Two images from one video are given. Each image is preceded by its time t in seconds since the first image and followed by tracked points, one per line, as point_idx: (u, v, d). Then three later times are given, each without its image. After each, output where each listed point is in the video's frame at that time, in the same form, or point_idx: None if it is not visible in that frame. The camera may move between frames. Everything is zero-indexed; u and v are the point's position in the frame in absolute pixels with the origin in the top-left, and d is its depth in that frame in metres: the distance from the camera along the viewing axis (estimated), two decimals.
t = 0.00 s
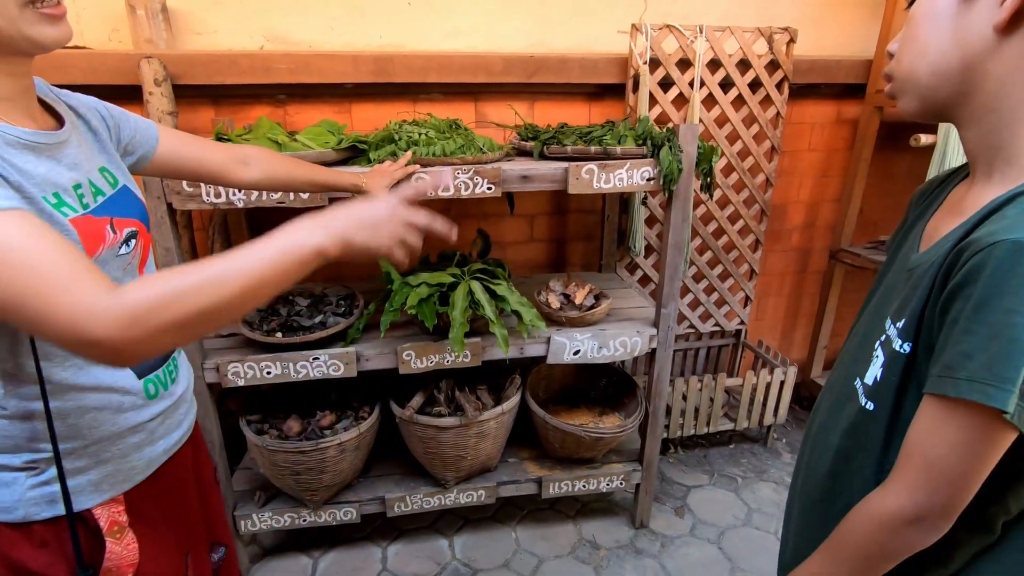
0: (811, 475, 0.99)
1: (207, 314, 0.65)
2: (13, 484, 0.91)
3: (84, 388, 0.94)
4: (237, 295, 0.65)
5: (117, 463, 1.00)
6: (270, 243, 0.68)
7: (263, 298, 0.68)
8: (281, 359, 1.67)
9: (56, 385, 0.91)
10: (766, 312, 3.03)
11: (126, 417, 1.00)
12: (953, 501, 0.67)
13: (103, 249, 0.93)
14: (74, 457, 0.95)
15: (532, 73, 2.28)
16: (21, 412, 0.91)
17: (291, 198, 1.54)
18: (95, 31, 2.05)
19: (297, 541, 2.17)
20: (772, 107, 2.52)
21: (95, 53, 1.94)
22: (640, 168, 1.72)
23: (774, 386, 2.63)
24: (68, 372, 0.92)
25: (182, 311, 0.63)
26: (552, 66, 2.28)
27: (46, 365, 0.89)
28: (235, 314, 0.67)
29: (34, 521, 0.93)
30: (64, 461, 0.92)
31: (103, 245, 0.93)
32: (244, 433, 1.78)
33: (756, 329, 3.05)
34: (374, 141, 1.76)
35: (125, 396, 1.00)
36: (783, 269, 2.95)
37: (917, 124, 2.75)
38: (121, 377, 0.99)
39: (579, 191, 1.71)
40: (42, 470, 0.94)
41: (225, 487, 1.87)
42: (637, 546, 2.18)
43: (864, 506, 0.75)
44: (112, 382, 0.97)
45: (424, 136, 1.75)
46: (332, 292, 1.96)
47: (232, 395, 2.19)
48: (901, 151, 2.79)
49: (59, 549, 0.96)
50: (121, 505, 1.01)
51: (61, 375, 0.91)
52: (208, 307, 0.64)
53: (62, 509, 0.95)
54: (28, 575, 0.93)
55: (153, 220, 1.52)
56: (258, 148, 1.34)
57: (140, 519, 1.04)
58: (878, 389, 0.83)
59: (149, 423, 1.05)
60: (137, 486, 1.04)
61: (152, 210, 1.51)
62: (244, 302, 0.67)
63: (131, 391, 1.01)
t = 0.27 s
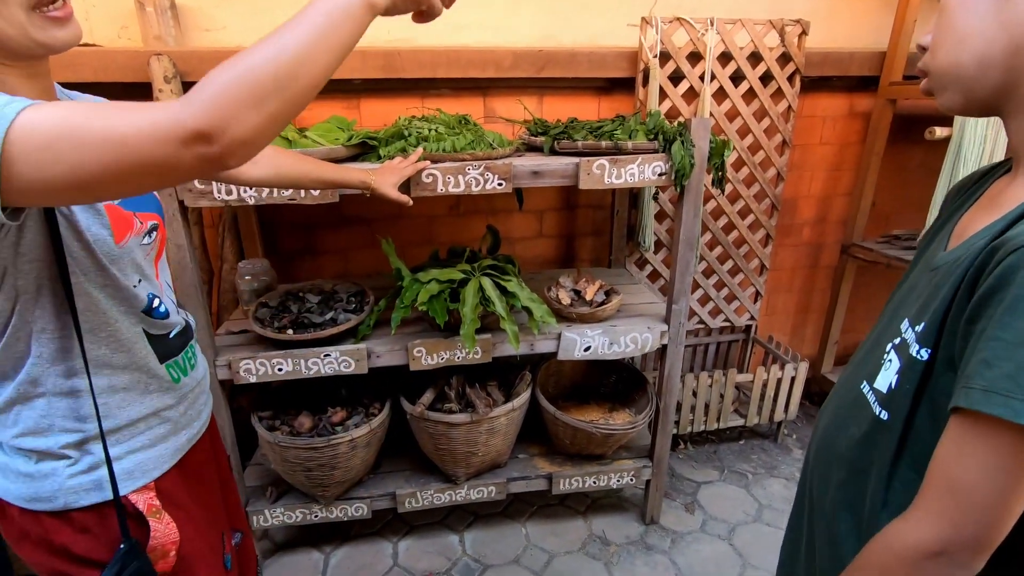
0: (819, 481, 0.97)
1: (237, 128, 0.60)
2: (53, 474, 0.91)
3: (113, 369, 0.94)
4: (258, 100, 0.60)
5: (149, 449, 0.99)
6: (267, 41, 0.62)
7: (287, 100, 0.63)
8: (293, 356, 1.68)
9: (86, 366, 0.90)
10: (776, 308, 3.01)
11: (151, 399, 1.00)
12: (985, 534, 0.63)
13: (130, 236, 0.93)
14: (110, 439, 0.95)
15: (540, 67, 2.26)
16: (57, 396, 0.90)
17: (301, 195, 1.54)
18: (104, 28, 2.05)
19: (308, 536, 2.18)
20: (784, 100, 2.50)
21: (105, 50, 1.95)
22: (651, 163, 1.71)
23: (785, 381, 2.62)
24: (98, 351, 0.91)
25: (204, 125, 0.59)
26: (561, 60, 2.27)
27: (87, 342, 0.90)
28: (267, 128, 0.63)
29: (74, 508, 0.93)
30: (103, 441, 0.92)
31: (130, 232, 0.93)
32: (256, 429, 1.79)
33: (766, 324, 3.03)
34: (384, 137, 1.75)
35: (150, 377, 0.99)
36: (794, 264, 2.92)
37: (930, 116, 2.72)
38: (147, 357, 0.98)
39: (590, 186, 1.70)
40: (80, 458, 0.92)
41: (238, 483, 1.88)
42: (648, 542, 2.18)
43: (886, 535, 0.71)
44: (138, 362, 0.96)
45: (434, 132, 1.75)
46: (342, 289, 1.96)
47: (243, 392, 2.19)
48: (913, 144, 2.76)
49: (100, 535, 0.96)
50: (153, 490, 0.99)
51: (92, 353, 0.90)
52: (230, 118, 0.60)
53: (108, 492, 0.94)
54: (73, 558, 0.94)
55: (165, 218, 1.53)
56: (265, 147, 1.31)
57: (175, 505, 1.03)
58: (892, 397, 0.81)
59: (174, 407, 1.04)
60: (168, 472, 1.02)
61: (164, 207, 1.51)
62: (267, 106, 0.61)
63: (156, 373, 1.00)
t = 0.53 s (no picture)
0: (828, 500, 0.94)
1: (230, 77, 0.61)
2: (50, 478, 0.90)
3: (110, 365, 0.95)
4: (253, 51, 0.61)
5: (146, 450, 1.00)
6: None
7: (284, 55, 0.63)
8: (298, 352, 1.67)
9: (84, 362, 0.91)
10: (783, 305, 2.99)
11: (147, 395, 1.01)
12: None
13: (122, 231, 0.94)
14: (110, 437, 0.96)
15: (546, 63, 2.25)
16: (50, 392, 0.89)
17: (307, 191, 1.53)
18: (109, 23, 2.04)
19: (314, 532, 2.18)
20: (792, 96, 2.47)
21: (110, 46, 1.94)
22: (658, 159, 1.70)
23: (791, 379, 2.60)
24: (95, 346, 0.92)
25: (199, 75, 0.59)
26: (567, 55, 2.25)
27: (83, 334, 0.90)
28: (262, 82, 0.63)
29: (71, 509, 0.92)
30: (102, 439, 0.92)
31: (123, 227, 0.94)
32: (262, 425, 1.79)
33: (773, 321, 3.01)
34: (390, 132, 1.75)
35: (145, 372, 1.00)
36: (801, 261, 2.90)
37: (941, 112, 2.68)
38: (143, 353, 0.99)
39: (596, 182, 1.69)
40: (75, 461, 0.92)
41: (244, 479, 1.88)
42: (653, 539, 2.17)
43: None
44: (134, 358, 0.97)
45: (439, 128, 1.74)
46: (348, 285, 1.96)
47: (248, 388, 2.20)
48: (923, 140, 2.73)
49: (96, 539, 0.95)
50: (151, 494, 1.00)
51: (90, 348, 0.91)
52: (225, 69, 0.60)
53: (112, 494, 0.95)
54: (68, 563, 0.93)
55: (171, 214, 1.53)
56: (257, 132, 1.31)
57: (170, 504, 1.03)
58: (909, 421, 0.76)
59: (170, 405, 1.05)
60: (166, 475, 1.03)
61: (170, 203, 1.51)
62: (262, 59, 0.61)
63: (152, 369, 1.01)
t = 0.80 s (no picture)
0: (840, 522, 0.92)
1: (183, 77, 0.53)
2: None
3: (48, 380, 0.81)
4: (205, 46, 0.52)
5: (87, 477, 0.87)
6: None
7: (241, 50, 0.55)
8: (301, 348, 1.68)
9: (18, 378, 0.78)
10: (787, 303, 2.98)
11: (93, 416, 0.88)
12: None
13: (75, 235, 0.80)
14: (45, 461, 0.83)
15: (551, 58, 2.24)
16: None
17: (310, 186, 1.53)
18: (113, 18, 2.04)
19: (316, 527, 2.19)
20: (798, 93, 2.46)
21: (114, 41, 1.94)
22: (663, 155, 1.69)
23: (795, 378, 2.59)
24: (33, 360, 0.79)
25: (144, 72, 0.51)
26: (572, 51, 2.24)
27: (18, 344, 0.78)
28: (218, 80, 0.55)
29: None
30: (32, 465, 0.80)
31: (76, 231, 0.80)
32: (265, 420, 1.80)
33: (776, 319, 3.01)
34: (393, 128, 1.74)
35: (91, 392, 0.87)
36: (806, 259, 2.89)
37: (947, 109, 2.67)
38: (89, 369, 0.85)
39: (600, 179, 1.69)
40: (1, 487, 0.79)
41: (246, 474, 1.89)
42: (655, 536, 2.18)
43: None
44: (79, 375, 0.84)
45: (443, 124, 1.73)
46: (351, 281, 1.96)
47: (252, 383, 2.20)
48: (928, 138, 2.71)
49: None
50: (88, 526, 0.87)
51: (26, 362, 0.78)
52: (171, 66, 0.52)
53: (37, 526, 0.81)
54: None
55: (174, 209, 1.53)
56: (249, 134, 1.29)
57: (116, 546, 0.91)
58: (933, 453, 0.74)
59: (123, 428, 0.92)
60: (109, 505, 0.90)
61: (173, 198, 1.51)
62: (216, 55, 0.53)
63: (100, 387, 0.88)
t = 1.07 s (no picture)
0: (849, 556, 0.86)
1: (111, 133, 0.49)
2: None
3: None
4: (142, 99, 0.49)
5: (25, 510, 0.87)
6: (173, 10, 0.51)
7: (185, 98, 0.51)
8: (304, 345, 1.68)
9: None
10: (789, 302, 2.98)
11: (39, 446, 0.88)
12: None
13: (25, 258, 0.80)
14: None
15: (553, 57, 2.24)
16: None
17: (312, 183, 1.53)
18: (117, 15, 2.04)
19: (318, 524, 2.20)
20: (800, 91, 2.45)
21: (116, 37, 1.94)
22: (665, 154, 1.69)
23: (796, 377, 2.59)
24: None
25: (68, 129, 0.47)
26: (574, 49, 2.24)
27: None
28: (155, 136, 0.51)
29: None
30: None
31: (27, 253, 0.80)
32: (268, 417, 1.80)
33: (778, 318, 3.01)
34: (396, 126, 1.75)
35: (38, 423, 0.87)
36: (807, 258, 2.89)
37: (951, 108, 2.66)
38: (35, 399, 0.86)
39: (603, 177, 1.69)
40: None
41: (248, 470, 1.89)
42: (656, 534, 2.18)
43: None
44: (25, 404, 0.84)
45: (445, 121, 1.73)
46: (353, 279, 1.96)
47: (253, 380, 2.21)
48: (931, 137, 2.71)
49: None
50: (24, 562, 0.87)
51: None
52: (101, 118, 0.48)
53: None
54: None
55: (177, 206, 1.53)
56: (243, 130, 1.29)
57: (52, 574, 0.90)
58: (966, 492, 0.69)
59: (72, 459, 0.93)
60: (50, 541, 0.90)
61: (176, 194, 1.52)
62: (156, 110, 0.50)
63: (48, 417, 0.88)
